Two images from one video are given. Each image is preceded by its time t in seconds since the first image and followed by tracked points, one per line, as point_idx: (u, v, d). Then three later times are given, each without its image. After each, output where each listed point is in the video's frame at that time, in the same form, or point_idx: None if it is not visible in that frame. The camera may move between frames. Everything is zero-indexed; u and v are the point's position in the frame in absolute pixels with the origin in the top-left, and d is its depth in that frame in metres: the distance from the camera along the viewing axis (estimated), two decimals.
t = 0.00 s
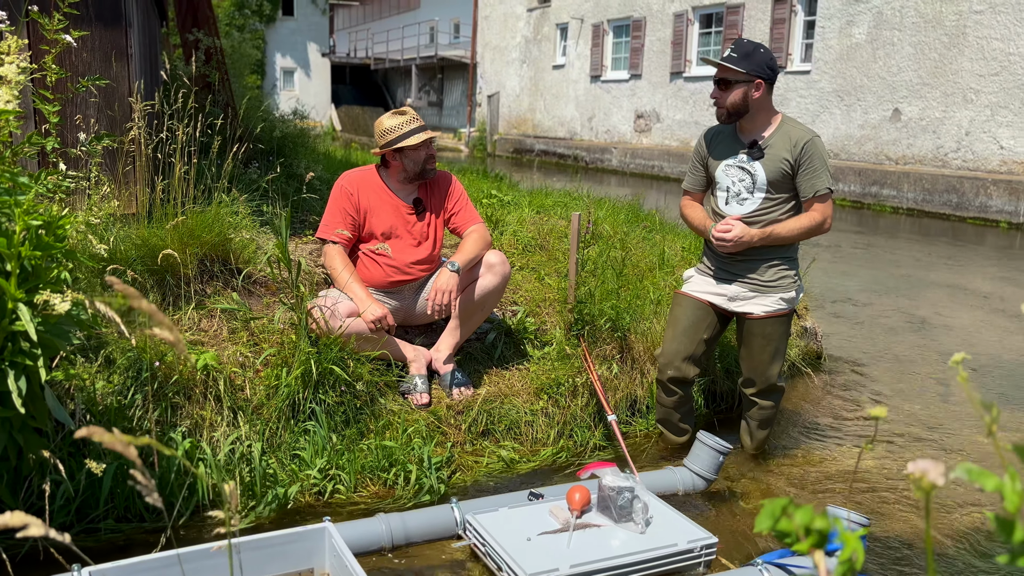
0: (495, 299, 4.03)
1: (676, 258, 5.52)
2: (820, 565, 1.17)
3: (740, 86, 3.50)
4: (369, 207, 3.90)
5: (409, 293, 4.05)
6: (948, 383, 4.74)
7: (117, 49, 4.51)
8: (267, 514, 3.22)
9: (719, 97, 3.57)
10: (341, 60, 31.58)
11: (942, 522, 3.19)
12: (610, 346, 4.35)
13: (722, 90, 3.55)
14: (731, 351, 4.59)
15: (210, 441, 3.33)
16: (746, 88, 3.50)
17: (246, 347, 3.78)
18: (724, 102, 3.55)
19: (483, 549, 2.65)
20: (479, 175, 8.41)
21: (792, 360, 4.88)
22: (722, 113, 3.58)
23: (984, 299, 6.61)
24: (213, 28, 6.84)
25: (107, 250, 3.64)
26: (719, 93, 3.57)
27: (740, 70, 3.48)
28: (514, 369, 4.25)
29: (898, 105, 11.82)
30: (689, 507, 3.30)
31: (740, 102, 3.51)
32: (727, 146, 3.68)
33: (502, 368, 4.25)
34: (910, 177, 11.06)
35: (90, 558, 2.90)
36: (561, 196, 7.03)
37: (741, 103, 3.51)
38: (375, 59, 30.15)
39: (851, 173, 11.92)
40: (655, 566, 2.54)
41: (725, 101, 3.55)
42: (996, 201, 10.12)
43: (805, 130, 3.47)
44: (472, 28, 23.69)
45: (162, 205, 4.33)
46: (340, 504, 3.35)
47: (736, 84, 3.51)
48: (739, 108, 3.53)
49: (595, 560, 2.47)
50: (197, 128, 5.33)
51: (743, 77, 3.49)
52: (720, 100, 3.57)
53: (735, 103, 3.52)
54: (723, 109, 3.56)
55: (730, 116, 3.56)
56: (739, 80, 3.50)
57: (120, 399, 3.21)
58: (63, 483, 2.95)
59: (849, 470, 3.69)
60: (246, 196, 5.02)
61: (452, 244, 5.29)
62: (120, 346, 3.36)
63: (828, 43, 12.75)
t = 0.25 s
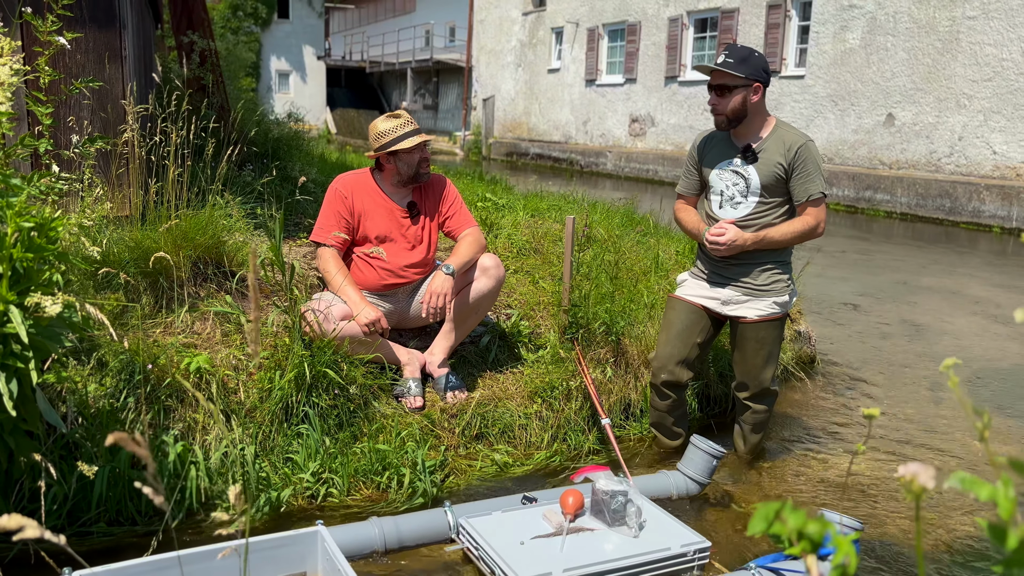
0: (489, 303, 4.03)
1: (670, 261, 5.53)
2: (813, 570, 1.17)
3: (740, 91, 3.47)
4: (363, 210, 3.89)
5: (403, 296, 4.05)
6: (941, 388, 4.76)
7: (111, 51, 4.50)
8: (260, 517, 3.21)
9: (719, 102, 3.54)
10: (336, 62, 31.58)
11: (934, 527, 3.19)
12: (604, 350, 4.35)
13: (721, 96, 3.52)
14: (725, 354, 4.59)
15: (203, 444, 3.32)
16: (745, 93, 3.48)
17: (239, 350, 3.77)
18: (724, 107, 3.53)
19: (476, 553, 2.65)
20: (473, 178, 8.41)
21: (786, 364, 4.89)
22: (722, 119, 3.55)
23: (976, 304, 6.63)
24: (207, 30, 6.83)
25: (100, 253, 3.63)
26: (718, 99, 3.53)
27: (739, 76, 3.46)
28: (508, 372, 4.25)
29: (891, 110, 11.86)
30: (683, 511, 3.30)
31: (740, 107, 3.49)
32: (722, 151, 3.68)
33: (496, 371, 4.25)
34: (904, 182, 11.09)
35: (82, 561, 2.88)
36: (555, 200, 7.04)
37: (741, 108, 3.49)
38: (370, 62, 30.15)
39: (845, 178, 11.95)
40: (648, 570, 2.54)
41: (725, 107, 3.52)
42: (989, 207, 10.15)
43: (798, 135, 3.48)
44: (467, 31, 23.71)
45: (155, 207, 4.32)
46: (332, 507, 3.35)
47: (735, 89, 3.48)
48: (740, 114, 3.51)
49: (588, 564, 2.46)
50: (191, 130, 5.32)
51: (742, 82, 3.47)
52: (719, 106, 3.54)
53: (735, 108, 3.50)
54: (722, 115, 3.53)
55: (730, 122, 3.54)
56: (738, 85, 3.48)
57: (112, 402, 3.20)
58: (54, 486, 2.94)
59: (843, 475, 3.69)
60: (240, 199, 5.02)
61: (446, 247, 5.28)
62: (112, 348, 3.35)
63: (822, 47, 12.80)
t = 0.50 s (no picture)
0: (482, 306, 4.03)
1: (663, 265, 5.54)
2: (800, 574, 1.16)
3: (738, 94, 3.47)
4: (356, 213, 3.88)
5: (396, 300, 4.04)
6: (933, 392, 4.77)
7: (103, 53, 4.50)
8: (251, 522, 3.19)
9: (716, 107, 3.53)
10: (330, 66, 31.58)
11: (926, 531, 3.20)
12: (597, 353, 4.35)
13: (719, 100, 3.52)
14: (718, 358, 4.60)
15: (194, 448, 3.31)
16: (742, 97, 3.49)
17: (231, 353, 3.75)
18: (722, 112, 3.52)
19: (468, 557, 2.64)
20: (467, 182, 8.42)
21: (779, 368, 4.90)
22: (721, 123, 3.54)
23: (968, 309, 6.66)
24: (201, 33, 6.83)
25: (92, 255, 3.62)
26: (716, 104, 3.53)
27: (737, 79, 3.46)
28: (501, 375, 4.25)
29: (884, 116, 11.91)
30: (675, 515, 3.30)
31: (738, 111, 3.50)
32: (714, 154, 3.69)
33: (489, 375, 4.24)
34: (896, 187, 11.14)
35: (72, 565, 2.87)
36: (549, 204, 7.05)
37: (739, 112, 3.50)
38: (365, 65, 30.16)
39: (838, 183, 11.99)
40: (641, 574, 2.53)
41: (722, 111, 3.52)
42: (981, 212, 10.19)
43: (791, 138, 3.49)
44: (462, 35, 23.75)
45: (147, 210, 4.30)
46: (324, 511, 3.33)
47: (734, 93, 3.48)
48: (738, 117, 3.51)
49: (580, 568, 2.45)
50: (183, 133, 5.31)
51: (739, 85, 3.47)
52: (716, 110, 3.53)
53: (733, 112, 3.51)
54: (721, 119, 3.53)
55: (728, 127, 3.53)
56: (735, 89, 3.48)
57: (103, 405, 3.18)
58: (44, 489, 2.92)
59: (835, 478, 3.70)
60: (233, 202, 5.00)
61: (439, 251, 5.28)
62: (104, 351, 3.33)
63: (815, 53, 12.85)
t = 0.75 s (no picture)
0: (474, 310, 4.02)
1: (655, 269, 5.54)
2: None
3: (732, 97, 3.48)
4: (348, 216, 3.87)
5: (388, 303, 4.03)
6: (924, 397, 4.78)
7: (94, 55, 4.48)
8: (241, 526, 3.17)
9: (710, 110, 3.53)
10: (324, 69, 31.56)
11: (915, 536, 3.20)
12: (589, 357, 4.35)
13: (712, 104, 3.52)
14: (709, 362, 4.60)
15: (184, 451, 3.29)
16: (736, 99, 3.50)
17: (222, 356, 3.74)
18: (715, 115, 3.52)
19: (458, 561, 2.63)
20: (460, 186, 8.42)
21: (770, 372, 4.90)
22: (714, 127, 3.54)
23: (959, 314, 6.68)
24: (193, 35, 6.82)
25: (82, 258, 3.60)
26: (709, 107, 3.53)
27: (729, 83, 3.47)
28: (493, 379, 4.24)
29: (876, 121, 11.96)
30: (666, 519, 3.29)
31: (731, 114, 3.50)
32: (707, 157, 3.69)
33: (481, 379, 4.24)
34: (888, 193, 11.17)
35: (59, 569, 2.84)
36: (541, 207, 7.05)
37: (733, 115, 3.51)
38: (358, 69, 30.16)
39: (830, 188, 12.03)
40: None
41: (716, 114, 3.52)
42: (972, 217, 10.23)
43: (782, 141, 3.50)
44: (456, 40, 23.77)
45: (137, 213, 4.29)
46: (314, 515, 3.31)
47: (727, 96, 3.49)
48: (731, 120, 3.52)
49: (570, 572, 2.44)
50: (175, 136, 5.30)
51: (732, 88, 3.48)
52: (710, 114, 3.54)
53: (727, 115, 3.51)
54: (714, 123, 3.53)
55: (722, 130, 3.53)
56: (728, 92, 3.49)
57: (92, 408, 3.16)
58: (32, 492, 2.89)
59: (826, 483, 3.70)
60: (224, 204, 4.99)
61: (431, 254, 5.27)
62: (93, 354, 3.32)
63: (807, 59, 12.90)
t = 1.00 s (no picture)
0: (464, 314, 4.01)
1: (646, 274, 5.54)
2: None
3: (720, 103, 3.49)
4: (338, 219, 3.86)
5: (378, 307, 4.02)
6: (913, 402, 4.79)
7: (84, 57, 4.47)
8: (229, 531, 3.15)
9: (698, 117, 3.54)
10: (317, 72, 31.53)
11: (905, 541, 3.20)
12: (580, 362, 4.35)
13: (701, 110, 3.52)
14: (700, 367, 4.60)
15: (172, 455, 3.28)
16: (724, 105, 3.50)
17: (211, 360, 3.72)
18: (704, 122, 3.53)
19: (447, 566, 2.61)
20: (452, 190, 8.42)
21: (760, 377, 4.90)
22: (703, 133, 3.54)
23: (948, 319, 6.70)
24: (184, 39, 6.80)
25: (70, 261, 3.58)
26: (698, 114, 3.53)
27: (717, 89, 3.48)
28: (483, 383, 4.23)
29: (866, 127, 12.02)
30: (655, 524, 3.28)
31: (720, 119, 3.51)
32: (696, 163, 3.70)
33: (471, 383, 4.23)
34: (879, 198, 11.22)
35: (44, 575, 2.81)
36: (533, 212, 7.05)
37: (722, 120, 3.51)
38: (351, 73, 30.16)
39: (821, 194, 12.07)
40: None
41: (704, 121, 3.52)
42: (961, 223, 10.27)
43: (771, 146, 3.51)
44: (449, 44, 23.79)
45: (127, 216, 4.27)
46: (303, 520, 3.29)
47: (716, 102, 3.50)
48: (720, 126, 3.52)
49: None
50: (165, 139, 5.28)
51: (720, 94, 3.49)
52: (699, 120, 3.54)
53: (716, 121, 3.52)
54: (703, 129, 3.53)
55: (711, 136, 3.54)
56: (716, 98, 3.50)
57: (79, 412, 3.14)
58: (17, 498, 2.87)
59: (815, 487, 3.70)
60: (214, 208, 4.97)
61: (422, 258, 5.26)
62: (80, 357, 3.29)
63: (798, 64, 12.96)
